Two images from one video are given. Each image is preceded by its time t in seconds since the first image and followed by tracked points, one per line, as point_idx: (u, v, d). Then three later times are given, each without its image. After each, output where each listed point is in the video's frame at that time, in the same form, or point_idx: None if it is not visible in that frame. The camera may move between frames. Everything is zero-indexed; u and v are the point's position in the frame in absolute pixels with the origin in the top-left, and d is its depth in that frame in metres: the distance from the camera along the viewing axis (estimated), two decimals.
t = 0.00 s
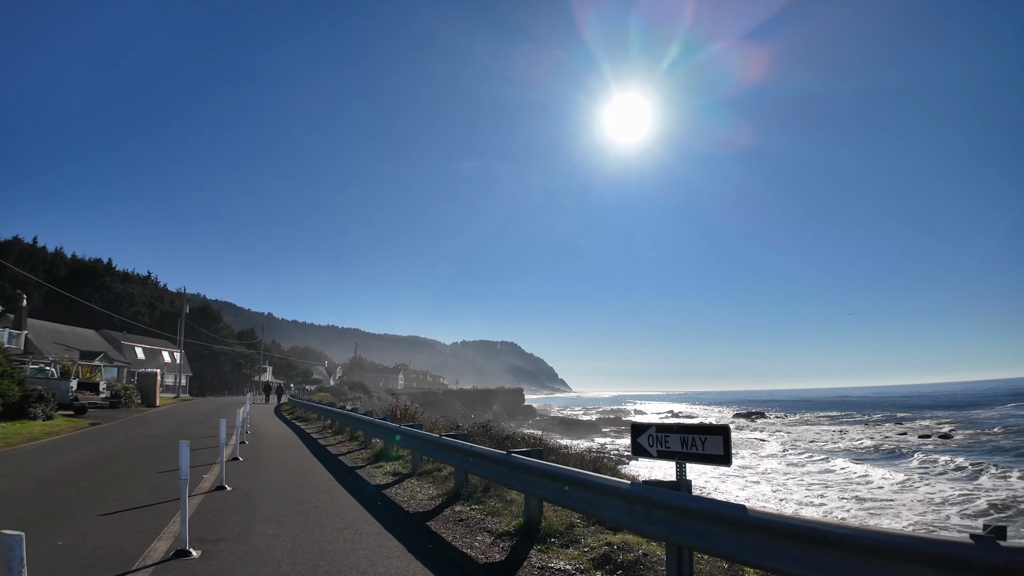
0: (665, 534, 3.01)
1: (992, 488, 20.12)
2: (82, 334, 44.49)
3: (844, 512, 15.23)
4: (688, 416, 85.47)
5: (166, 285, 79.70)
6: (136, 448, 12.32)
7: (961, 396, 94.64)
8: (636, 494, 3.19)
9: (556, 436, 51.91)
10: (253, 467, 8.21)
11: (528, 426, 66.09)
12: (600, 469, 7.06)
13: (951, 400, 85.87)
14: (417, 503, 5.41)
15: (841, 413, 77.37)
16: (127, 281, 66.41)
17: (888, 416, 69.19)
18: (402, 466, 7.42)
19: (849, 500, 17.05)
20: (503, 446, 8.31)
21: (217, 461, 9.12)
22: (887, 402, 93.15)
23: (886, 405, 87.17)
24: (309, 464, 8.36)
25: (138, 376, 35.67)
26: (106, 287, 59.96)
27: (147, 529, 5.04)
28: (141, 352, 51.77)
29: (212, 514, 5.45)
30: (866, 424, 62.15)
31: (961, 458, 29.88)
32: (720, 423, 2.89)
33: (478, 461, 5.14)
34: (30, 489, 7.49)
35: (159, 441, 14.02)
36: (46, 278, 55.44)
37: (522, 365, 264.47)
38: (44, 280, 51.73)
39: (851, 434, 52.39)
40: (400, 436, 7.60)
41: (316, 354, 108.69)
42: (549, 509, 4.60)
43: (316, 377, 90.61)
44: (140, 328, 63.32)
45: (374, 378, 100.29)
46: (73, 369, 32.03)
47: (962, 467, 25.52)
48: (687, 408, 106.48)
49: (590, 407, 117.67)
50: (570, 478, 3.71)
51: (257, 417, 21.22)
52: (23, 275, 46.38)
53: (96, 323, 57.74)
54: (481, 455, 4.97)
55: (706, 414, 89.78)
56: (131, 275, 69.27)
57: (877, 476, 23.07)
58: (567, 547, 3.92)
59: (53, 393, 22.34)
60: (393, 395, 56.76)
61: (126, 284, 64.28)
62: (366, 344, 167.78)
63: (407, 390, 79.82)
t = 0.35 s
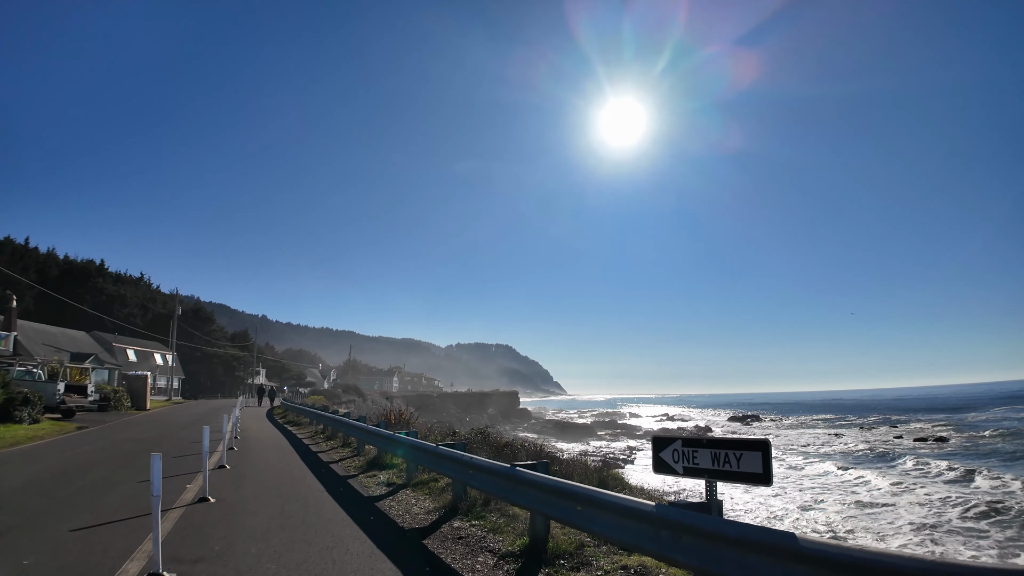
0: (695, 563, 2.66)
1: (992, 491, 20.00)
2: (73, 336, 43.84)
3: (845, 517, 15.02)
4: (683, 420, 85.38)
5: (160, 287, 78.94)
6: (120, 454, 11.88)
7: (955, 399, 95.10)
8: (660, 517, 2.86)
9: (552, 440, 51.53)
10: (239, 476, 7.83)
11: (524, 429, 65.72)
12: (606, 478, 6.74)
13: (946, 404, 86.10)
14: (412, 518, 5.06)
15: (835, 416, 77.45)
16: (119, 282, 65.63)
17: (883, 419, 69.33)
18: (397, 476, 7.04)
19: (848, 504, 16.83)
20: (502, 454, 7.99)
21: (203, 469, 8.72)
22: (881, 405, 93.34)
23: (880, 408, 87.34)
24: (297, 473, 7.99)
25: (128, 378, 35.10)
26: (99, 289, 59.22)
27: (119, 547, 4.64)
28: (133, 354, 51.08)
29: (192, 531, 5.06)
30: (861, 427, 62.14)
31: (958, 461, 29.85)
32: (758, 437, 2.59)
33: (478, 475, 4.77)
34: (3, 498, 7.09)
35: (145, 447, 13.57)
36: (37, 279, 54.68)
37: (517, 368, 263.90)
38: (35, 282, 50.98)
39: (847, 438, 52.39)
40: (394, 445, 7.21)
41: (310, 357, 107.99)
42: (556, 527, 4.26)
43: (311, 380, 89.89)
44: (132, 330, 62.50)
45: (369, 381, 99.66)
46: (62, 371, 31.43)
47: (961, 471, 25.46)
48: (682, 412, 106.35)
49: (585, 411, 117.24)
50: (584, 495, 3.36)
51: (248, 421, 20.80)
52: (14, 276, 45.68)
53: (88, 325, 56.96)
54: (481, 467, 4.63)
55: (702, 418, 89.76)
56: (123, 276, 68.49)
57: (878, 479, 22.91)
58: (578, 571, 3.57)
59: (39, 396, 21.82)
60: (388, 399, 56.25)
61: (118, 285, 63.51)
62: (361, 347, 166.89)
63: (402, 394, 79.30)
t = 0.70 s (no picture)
0: None
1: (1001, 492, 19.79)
2: (72, 338, 43.58)
3: (853, 520, 14.84)
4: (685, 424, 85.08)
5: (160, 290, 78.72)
6: (115, 459, 11.59)
7: (957, 403, 94.85)
8: (706, 532, 2.55)
9: (553, 444, 51.25)
10: (238, 483, 7.55)
11: (524, 433, 65.41)
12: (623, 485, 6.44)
13: (948, 408, 85.82)
14: (423, 528, 4.76)
15: (837, 420, 77.19)
16: (120, 285, 65.38)
17: (885, 423, 69.05)
18: (404, 483, 6.75)
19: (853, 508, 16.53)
20: (513, 460, 7.71)
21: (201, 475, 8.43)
22: (882, 409, 93.07)
23: (881, 412, 87.12)
24: (300, 479, 7.71)
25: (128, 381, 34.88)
26: (99, 291, 58.96)
27: (108, 560, 4.36)
28: (133, 357, 50.76)
29: (186, 543, 4.79)
30: (863, 431, 61.86)
31: (964, 465, 29.62)
32: (822, 442, 2.30)
33: (492, 483, 4.48)
34: None
35: (142, 451, 13.30)
36: (38, 281, 54.44)
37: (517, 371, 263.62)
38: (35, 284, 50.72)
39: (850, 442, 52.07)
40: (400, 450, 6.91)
41: (310, 359, 107.66)
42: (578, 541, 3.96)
43: (311, 383, 89.51)
44: (132, 332, 62.17)
45: (369, 385, 99.33)
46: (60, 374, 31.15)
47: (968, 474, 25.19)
48: (683, 416, 106.05)
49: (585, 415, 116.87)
50: (615, 509, 3.07)
51: (247, 424, 20.52)
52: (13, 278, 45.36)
53: (88, 327, 56.64)
54: (496, 475, 4.33)
55: (703, 422, 89.42)
56: (124, 279, 68.26)
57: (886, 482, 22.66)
58: None
59: (36, 398, 21.55)
60: (388, 402, 55.89)
61: (119, 288, 63.25)
62: (361, 351, 166.63)
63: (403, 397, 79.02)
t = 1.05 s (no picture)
0: None
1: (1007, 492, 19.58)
2: (69, 340, 43.25)
3: (858, 522, 14.56)
4: (684, 425, 84.89)
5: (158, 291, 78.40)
6: (105, 463, 11.30)
7: (956, 404, 94.86)
8: (738, 550, 2.28)
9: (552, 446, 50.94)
10: (230, 489, 7.27)
11: (524, 434, 65.12)
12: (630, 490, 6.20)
13: (948, 408, 85.76)
14: (420, 538, 4.51)
15: (837, 421, 77.04)
16: (117, 286, 65.02)
17: (885, 424, 68.92)
18: (402, 488, 6.48)
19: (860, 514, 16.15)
20: (515, 464, 7.46)
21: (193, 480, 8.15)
22: (881, 409, 93.03)
23: (881, 413, 87.04)
24: (295, 484, 7.46)
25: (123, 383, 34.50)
26: (97, 293, 58.59)
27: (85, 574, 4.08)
28: (131, 358, 50.39)
29: (170, 554, 4.51)
30: (862, 432, 61.70)
31: (967, 465, 29.42)
32: (872, 447, 2.03)
33: (494, 492, 4.22)
34: None
35: (134, 454, 13.01)
36: (35, 282, 54.09)
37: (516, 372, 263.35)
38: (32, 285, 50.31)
39: (850, 444, 51.85)
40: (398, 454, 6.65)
41: (309, 361, 107.32)
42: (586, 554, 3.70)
43: (309, 385, 89.10)
44: (129, 334, 61.74)
45: (368, 387, 99.03)
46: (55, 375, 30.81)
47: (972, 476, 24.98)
48: (683, 417, 106.01)
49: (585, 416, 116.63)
50: (633, 520, 2.80)
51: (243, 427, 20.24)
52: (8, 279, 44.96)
53: (85, 329, 56.22)
54: (500, 481, 4.07)
55: (702, 423, 89.26)
56: (121, 280, 67.90)
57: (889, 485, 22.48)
58: None
59: (29, 401, 21.21)
60: (386, 404, 55.57)
61: (117, 289, 62.88)
62: (360, 352, 166.09)
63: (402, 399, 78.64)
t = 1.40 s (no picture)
0: None
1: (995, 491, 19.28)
2: (51, 338, 42.28)
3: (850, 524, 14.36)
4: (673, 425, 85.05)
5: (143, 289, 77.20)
6: (80, 465, 10.87)
7: (940, 403, 96.17)
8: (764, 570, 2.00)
9: (542, 446, 50.67)
10: (204, 492, 6.90)
11: (513, 434, 64.81)
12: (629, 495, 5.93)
13: (932, 408, 86.88)
14: (401, 548, 4.20)
15: (824, 420, 77.55)
16: (101, 284, 63.91)
17: (871, 423, 69.60)
18: (385, 494, 6.15)
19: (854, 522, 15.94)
20: (504, 467, 7.17)
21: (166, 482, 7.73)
22: (867, 409, 93.83)
23: (867, 412, 87.77)
24: (273, 488, 7.07)
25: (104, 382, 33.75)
26: (80, 291, 57.50)
27: None
28: (114, 358, 49.39)
29: (132, 567, 4.15)
30: (849, 432, 62.08)
31: (954, 465, 29.55)
32: (922, 453, 1.81)
33: (483, 500, 3.92)
34: None
35: (111, 455, 12.56)
36: (16, 280, 53.00)
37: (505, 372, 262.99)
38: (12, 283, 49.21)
39: (837, 444, 52.21)
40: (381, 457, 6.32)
41: (296, 361, 106.35)
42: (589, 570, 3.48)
43: (296, 385, 88.05)
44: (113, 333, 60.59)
45: (356, 387, 98.24)
46: (33, 374, 30.02)
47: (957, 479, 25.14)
48: (671, 416, 106.29)
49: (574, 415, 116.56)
50: (642, 537, 2.52)
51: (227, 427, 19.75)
52: None
53: (67, 327, 55.07)
54: (488, 489, 3.77)
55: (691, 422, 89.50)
56: (105, 278, 66.75)
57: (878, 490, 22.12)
58: None
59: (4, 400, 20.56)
60: (374, 404, 55.03)
61: (100, 288, 61.77)
62: (348, 351, 164.80)
63: (390, 398, 77.94)
